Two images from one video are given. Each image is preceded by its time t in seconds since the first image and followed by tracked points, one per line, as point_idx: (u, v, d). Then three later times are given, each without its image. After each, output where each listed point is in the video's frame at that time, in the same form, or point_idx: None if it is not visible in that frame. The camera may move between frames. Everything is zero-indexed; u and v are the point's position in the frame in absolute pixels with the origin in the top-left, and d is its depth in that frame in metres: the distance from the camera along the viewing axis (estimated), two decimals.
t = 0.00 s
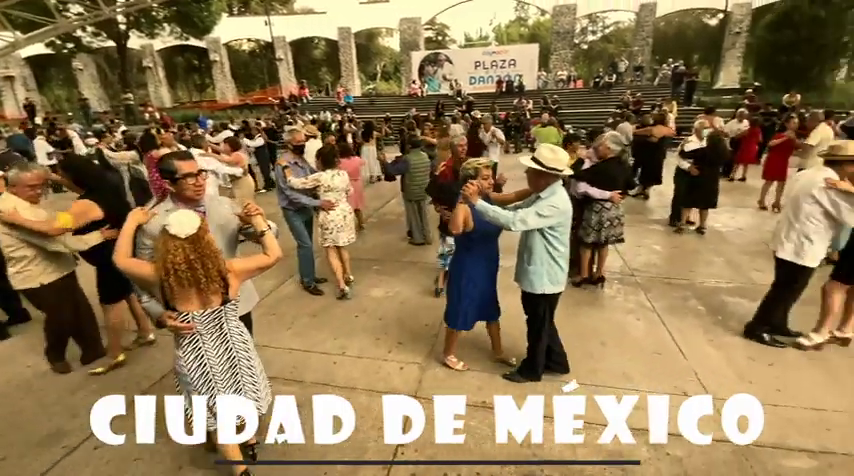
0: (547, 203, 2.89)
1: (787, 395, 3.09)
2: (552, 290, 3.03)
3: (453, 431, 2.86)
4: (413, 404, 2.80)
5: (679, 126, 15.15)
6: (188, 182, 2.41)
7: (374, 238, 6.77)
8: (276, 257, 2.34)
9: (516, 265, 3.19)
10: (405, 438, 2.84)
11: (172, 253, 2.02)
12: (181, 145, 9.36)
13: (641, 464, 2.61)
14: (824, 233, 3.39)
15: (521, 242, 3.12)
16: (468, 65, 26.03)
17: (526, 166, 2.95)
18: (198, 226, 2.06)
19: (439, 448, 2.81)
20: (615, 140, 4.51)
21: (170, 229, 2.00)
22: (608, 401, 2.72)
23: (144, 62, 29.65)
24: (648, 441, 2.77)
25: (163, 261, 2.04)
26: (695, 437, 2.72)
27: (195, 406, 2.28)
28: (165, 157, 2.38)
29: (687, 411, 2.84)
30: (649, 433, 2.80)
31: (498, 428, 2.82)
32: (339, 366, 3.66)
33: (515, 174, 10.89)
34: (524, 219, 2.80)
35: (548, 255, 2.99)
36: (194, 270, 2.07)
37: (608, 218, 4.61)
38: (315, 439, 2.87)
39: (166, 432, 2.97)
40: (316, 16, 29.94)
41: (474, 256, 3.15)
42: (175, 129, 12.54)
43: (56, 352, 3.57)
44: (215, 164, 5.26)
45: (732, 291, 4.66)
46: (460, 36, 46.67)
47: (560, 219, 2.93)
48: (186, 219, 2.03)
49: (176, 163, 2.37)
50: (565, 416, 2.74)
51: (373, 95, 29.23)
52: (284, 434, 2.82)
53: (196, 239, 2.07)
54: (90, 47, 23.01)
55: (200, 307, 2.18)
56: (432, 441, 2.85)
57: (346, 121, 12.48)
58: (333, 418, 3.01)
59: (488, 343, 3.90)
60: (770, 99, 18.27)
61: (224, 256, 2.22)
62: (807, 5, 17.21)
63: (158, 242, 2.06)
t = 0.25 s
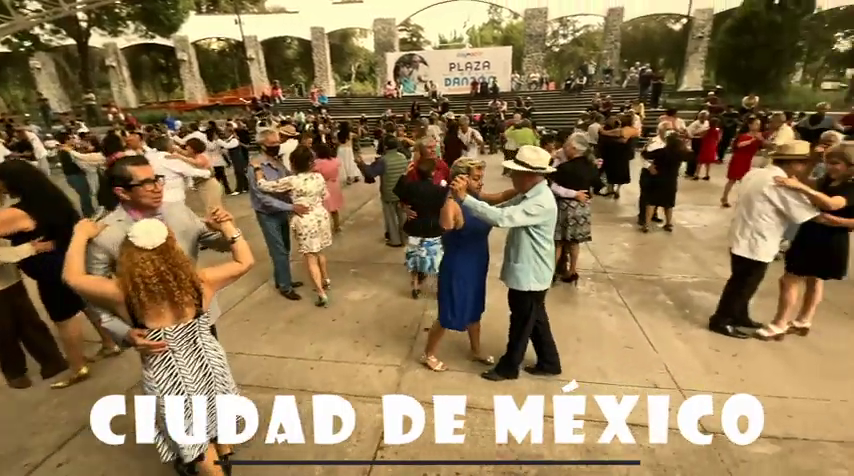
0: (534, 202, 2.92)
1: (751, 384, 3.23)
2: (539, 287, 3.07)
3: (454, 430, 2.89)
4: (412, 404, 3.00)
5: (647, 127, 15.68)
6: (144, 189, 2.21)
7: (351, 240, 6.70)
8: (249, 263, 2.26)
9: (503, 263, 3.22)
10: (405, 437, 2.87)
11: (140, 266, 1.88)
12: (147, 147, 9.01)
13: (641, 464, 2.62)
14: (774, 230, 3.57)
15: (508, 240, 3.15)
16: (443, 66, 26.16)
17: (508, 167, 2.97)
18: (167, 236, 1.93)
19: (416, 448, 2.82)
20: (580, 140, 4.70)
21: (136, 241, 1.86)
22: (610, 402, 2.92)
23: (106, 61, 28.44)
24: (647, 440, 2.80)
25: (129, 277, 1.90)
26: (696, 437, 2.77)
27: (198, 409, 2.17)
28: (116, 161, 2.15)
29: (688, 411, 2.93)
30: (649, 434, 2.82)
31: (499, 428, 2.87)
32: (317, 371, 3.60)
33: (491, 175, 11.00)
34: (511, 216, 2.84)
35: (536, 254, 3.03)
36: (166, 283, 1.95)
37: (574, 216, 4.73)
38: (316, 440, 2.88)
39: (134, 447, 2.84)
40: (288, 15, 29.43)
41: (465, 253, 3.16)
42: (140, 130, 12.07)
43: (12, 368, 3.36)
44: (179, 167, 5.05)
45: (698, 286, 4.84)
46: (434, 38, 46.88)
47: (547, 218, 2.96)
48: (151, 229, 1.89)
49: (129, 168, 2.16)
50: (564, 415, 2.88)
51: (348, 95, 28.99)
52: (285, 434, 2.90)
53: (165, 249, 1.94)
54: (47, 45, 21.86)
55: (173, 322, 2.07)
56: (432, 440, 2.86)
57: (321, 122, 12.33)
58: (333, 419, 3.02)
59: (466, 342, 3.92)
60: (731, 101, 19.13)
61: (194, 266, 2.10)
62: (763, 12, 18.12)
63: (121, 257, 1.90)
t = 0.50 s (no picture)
0: (524, 202, 2.93)
1: (720, 376, 3.35)
2: (532, 285, 3.11)
3: (453, 430, 2.85)
4: (413, 404, 2.91)
5: (619, 128, 16.11)
6: (97, 199, 2.09)
7: (329, 242, 6.62)
8: (223, 267, 2.21)
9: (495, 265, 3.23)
10: (405, 437, 2.83)
11: (113, 279, 1.78)
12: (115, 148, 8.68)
13: (638, 465, 2.62)
14: (731, 226, 3.73)
15: (498, 240, 3.16)
16: (420, 67, 26.20)
17: (492, 170, 2.98)
18: (138, 244, 1.85)
19: (395, 448, 2.80)
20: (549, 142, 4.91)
21: (106, 251, 1.76)
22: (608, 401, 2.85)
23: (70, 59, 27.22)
24: (648, 440, 2.77)
25: (102, 290, 1.79)
26: (696, 437, 2.75)
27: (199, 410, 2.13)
28: (66, 170, 2.03)
29: (688, 412, 2.90)
30: (649, 434, 2.80)
31: (498, 428, 2.80)
32: (294, 376, 3.53)
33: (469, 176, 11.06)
34: (502, 216, 2.86)
35: (525, 252, 3.05)
36: (144, 294, 1.85)
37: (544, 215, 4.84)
38: (316, 439, 2.86)
39: (102, 462, 2.72)
40: (261, 14, 28.89)
41: (455, 253, 3.16)
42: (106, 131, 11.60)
43: None
44: (146, 170, 4.89)
45: (669, 281, 5.00)
46: (411, 39, 46.93)
47: (536, 217, 2.99)
48: (121, 238, 1.80)
49: (82, 176, 2.04)
50: (564, 415, 2.83)
51: (325, 96, 28.69)
52: (285, 434, 2.87)
53: (138, 259, 1.85)
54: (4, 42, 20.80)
55: (153, 334, 1.94)
56: (431, 442, 2.83)
57: (297, 122, 12.15)
58: (332, 418, 2.99)
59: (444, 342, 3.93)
60: (698, 103, 19.87)
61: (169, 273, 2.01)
62: (727, 17, 18.87)
63: (90, 271, 1.79)
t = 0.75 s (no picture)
0: (516, 203, 2.95)
1: (694, 368, 3.44)
2: (523, 286, 3.13)
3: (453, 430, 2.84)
4: (413, 404, 2.81)
5: (596, 128, 16.47)
6: (64, 208, 1.98)
7: (310, 244, 6.54)
8: (205, 269, 2.16)
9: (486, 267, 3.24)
10: (403, 438, 2.80)
11: (103, 287, 1.73)
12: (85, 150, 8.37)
13: (640, 464, 2.63)
14: (696, 224, 3.84)
15: (489, 242, 3.17)
16: (400, 68, 26.17)
17: (483, 174, 2.98)
18: (124, 250, 1.80)
19: (375, 448, 2.79)
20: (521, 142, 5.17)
21: (92, 260, 1.70)
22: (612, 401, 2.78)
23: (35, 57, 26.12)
24: (647, 440, 2.77)
25: (92, 300, 1.73)
26: (696, 437, 2.71)
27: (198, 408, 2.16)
28: (27, 178, 1.92)
29: (688, 411, 2.85)
30: (649, 434, 2.78)
31: (498, 428, 2.79)
32: (276, 381, 3.47)
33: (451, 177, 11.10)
34: (498, 221, 2.87)
35: (517, 253, 3.07)
36: (137, 299, 1.81)
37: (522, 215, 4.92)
38: (315, 439, 2.86)
39: None
40: (238, 13, 28.34)
41: (449, 257, 3.15)
42: (76, 132, 11.19)
43: None
44: (119, 173, 4.74)
45: (645, 278, 5.13)
46: (391, 39, 46.83)
47: (529, 219, 3.01)
48: (106, 245, 1.74)
49: (46, 184, 1.93)
50: (564, 415, 2.79)
51: (304, 96, 28.39)
52: (285, 433, 2.86)
53: (124, 265, 1.80)
54: None
55: (146, 339, 1.91)
56: (430, 443, 2.82)
57: (278, 123, 11.98)
58: (332, 418, 2.98)
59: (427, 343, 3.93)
60: (671, 104, 20.49)
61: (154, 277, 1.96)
62: (697, 20, 19.51)
63: (76, 281, 1.72)
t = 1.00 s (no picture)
0: (512, 206, 2.95)
1: (671, 362, 3.54)
2: (521, 286, 3.13)
3: (454, 430, 2.87)
4: (413, 404, 3.02)
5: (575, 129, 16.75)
6: (41, 210, 1.89)
7: (291, 246, 6.45)
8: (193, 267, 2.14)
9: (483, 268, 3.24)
10: (404, 437, 2.84)
11: (110, 285, 1.68)
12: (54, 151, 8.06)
13: (641, 464, 2.62)
14: (663, 220, 3.95)
15: (487, 243, 3.16)
16: (381, 67, 26.08)
17: (477, 177, 2.97)
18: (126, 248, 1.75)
19: (357, 449, 2.79)
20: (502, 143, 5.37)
21: (98, 258, 1.65)
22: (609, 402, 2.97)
23: None
24: (647, 440, 2.80)
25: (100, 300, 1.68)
26: (695, 437, 2.78)
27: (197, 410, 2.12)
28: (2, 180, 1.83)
29: (687, 411, 2.98)
30: (649, 433, 2.83)
31: (498, 428, 2.87)
32: (257, 386, 3.41)
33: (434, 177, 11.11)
34: (495, 224, 2.87)
35: (514, 254, 3.07)
36: (143, 296, 1.78)
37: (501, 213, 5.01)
38: (316, 439, 2.87)
39: None
40: (214, 10, 27.74)
41: (446, 259, 3.15)
42: (45, 132, 10.78)
43: None
44: (91, 174, 4.60)
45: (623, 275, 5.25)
46: (372, 39, 46.61)
47: (524, 220, 3.01)
48: (110, 243, 1.69)
49: (23, 187, 1.85)
50: (564, 414, 2.90)
51: (284, 96, 28.01)
52: (285, 434, 2.88)
53: (127, 263, 1.76)
54: None
55: (150, 336, 1.89)
56: (431, 442, 2.83)
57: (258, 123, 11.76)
58: (332, 419, 3.01)
59: (411, 343, 3.92)
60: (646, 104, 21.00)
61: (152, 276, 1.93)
62: (670, 24, 20.16)
63: (81, 281, 1.66)
